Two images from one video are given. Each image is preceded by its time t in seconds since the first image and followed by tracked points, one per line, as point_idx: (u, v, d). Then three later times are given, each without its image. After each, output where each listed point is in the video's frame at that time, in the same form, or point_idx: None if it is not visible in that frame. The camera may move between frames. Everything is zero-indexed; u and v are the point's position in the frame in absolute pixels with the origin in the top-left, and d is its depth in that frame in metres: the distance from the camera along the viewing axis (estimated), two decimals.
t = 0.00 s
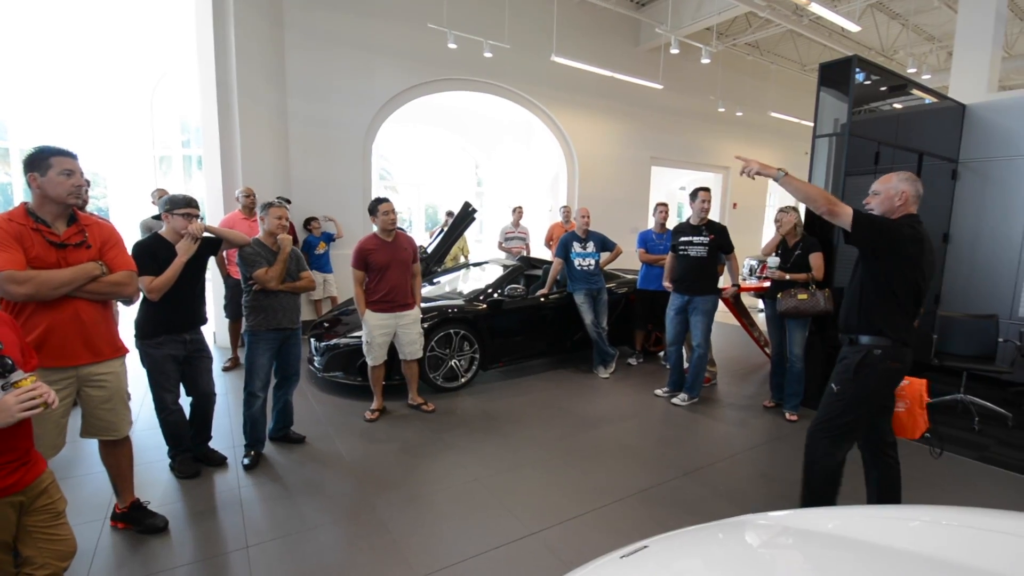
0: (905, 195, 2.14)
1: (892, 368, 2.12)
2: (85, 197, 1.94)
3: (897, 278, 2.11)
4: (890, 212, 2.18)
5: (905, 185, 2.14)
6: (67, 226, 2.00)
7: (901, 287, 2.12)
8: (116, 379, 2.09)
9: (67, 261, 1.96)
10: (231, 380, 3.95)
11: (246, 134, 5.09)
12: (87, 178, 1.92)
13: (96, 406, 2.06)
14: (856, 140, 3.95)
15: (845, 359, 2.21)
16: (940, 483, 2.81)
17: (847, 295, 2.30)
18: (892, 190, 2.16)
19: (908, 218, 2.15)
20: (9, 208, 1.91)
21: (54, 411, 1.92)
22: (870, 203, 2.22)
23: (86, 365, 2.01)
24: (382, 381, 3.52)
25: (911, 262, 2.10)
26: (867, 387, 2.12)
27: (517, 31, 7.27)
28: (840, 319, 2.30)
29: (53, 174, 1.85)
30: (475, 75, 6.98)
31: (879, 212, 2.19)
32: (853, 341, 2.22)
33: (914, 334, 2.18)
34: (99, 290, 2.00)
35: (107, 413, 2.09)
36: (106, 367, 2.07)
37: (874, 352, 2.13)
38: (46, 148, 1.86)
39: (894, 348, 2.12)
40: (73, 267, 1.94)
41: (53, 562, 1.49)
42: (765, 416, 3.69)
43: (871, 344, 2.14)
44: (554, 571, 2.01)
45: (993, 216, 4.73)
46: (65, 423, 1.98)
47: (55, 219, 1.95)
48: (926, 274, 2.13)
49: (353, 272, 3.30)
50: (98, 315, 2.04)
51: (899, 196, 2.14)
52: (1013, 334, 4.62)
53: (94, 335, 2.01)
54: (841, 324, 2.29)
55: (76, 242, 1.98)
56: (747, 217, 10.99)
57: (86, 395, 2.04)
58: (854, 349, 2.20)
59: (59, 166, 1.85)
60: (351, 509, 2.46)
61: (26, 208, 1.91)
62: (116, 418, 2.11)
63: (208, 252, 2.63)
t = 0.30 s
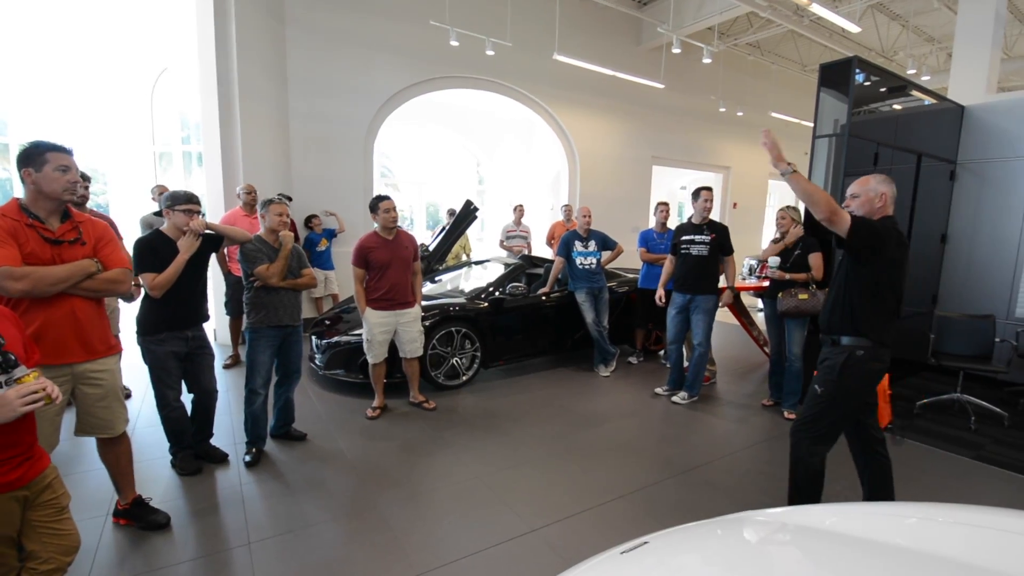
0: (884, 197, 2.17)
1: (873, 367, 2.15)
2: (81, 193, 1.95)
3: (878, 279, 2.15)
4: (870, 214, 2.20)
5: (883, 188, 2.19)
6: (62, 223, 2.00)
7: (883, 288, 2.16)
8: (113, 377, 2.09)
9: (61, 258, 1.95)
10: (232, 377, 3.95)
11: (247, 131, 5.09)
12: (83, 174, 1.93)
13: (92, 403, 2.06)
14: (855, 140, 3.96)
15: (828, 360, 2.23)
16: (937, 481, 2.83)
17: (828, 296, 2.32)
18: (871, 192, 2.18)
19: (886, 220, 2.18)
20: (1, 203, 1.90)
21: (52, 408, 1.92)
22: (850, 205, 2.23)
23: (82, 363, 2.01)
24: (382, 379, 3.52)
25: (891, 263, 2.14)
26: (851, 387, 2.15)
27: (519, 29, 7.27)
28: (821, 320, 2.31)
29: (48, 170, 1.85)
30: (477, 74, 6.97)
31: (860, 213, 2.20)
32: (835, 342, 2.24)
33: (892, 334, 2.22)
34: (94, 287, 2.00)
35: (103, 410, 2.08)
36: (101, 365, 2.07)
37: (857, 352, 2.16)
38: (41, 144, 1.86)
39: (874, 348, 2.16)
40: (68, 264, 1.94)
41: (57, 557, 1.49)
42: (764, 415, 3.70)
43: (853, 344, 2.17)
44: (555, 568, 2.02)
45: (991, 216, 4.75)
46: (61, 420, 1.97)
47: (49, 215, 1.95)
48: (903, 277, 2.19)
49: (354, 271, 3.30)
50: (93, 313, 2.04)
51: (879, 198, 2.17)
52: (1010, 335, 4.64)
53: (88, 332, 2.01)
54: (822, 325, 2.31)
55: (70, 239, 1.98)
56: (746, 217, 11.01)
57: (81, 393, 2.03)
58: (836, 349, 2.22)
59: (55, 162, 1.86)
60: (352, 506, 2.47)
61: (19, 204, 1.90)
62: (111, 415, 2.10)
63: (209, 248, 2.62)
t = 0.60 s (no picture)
0: (887, 191, 2.16)
1: (875, 365, 2.15)
2: (103, 195, 1.99)
3: (874, 277, 2.14)
4: (870, 207, 2.17)
5: (886, 183, 2.17)
6: (84, 223, 2.04)
7: (882, 285, 2.15)
8: (134, 374, 2.13)
9: (84, 258, 1.99)
10: (250, 375, 4.01)
11: (264, 133, 5.16)
12: (106, 176, 1.97)
13: (113, 400, 2.10)
14: (873, 139, 3.90)
15: (829, 361, 2.23)
16: (958, 486, 2.78)
17: (825, 294, 2.31)
18: (875, 186, 2.17)
19: (887, 215, 2.16)
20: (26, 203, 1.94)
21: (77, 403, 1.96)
22: (851, 201, 2.22)
23: (104, 360, 2.05)
24: (396, 378, 3.55)
25: (891, 261, 2.13)
26: (855, 387, 2.15)
27: (532, 29, 7.27)
28: (818, 319, 2.31)
29: (72, 171, 1.89)
30: (489, 74, 6.98)
31: (861, 207, 2.18)
32: (833, 341, 2.23)
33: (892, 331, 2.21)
34: (115, 287, 2.04)
35: (124, 407, 2.12)
36: (123, 362, 2.11)
37: (856, 351, 2.15)
38: (65, 146, 1.91)
39: (874, 346, 2.15)
40: (91, 264, 1.98)
41: (83, 548, 1.53)
42: (779, 417, 3.67)
43: (852, 343, 2.16)
44: (568, 568, 2.02)
45: (1013, 217, 4.65)
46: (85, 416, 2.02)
47: (73, 215, 1.99)
48: (903, 273, 2.18)
49: (369, 271, 3.34)
50: (114, 311, 2.08)
51: (881, 192, 2.16)
52: None
53: (110, 331, 2.05)
54: (820, 324, 2.30)
55: (93, 239, 2.03)
56: (761, 217, 10.90)
57: (104, 390, 2.08)
58: (836, 349, 2.22)
59: (78, 164, 1.91)
60: (366, 504, 2.50)
61: (44, 205, 1.95)
62: (132, 412, 2.14)
63: (229, 249, 2.67)
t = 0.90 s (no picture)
0: (907, 187, 2.14)
1: (902, 366, 2.10)
2: (147, 199, 2.07)
3: (896, 275, 2.10)
4: (893, 204, 2.15)
5: (908, 179, 2.15)
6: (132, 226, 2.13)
7: (905, 281, 2.10)
8: (178, 371, 2.20)
9: (132, 260, 2.07)
10: (280, 374, 4.10)
11: (293, 137, 5.27)
12: (150, 181, 2.05)
13: (159, 395, 2.17)
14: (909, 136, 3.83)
15: (855, 363, 2.19)
16: (1006, 496, 2.65)
17: (847, 295, 2.28)
18: (895, 182, 2.15)
19: (908, 210, 2.14)
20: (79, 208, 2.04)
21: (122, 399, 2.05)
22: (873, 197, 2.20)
23: (150, 358, 2.12)
24: (422, 378, 3.58)
25: (911, 255, 2.08)
26: (882, 390, 2.11)
27: (555, 30, 7.25)
28: (842, 320, 2.27)
29: (119, 176, 1.97)
30: (512, 76, 6.99)
31: (882, 203, 2.16)
32: (857, 343, 2.20)
33: (920, 330, 2.16)
34: (161, 287, 2.11)
35: (168, 403, 2.20)
36: (168, 360, 2.18)
37: (881, 352, 2.11)
38: (111, 153, 1.99)
39: (900, 347, 2.10)
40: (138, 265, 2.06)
41: (124, 541, 1.57)
42: (812, 422, 3.57)
43: (877, 344, 2.13)
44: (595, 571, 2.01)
45: None
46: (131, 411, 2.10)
47: (121, 219, 2.08)
48: (925, 267, 2.11)
49: (397, 273, 3.39)
50: (161, 311, 2.16)
51: (902, 188, 2.13)
52: None
53: (156, 329, 2.12)
54: (843, 326, 2.27)
55: (140, 242, 2.10)
56: (790, 216, 10.64)
57: (149, 385, 2.15)
58: (860, 350, 2.18)
59: (124, 169, 1.98)
60: (394, 502, 2.52)
61: (95, 210, 2.04)
62: (176, 408, 2.21)
63: (260, 251, 2.72)
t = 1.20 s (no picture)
0: (947, 185, 2.06)
1: (933, 368, 2.08)
2: (196, 206, 2.16)
3: (930, 276, 2.07)
4: (929, 203, 2.09)
5: (948, 177, 2.07)
6: (183, 232, 2.23)
7: (940, 283, 2.07)
8: (224, 369, 2.29)
9: (183, 264, 2.16)
10: (316, 373, 4.21)
11: (329, 143, 5.42)
12: (198, 188, 2.13)
13: (207, 392, 2.27)
14: (961, 130, 3.58)
15: (884, 365, 2.19)
16: None
17: (879, 294, 2.27)
18: (934, 180, 2.07)
19: (947, 210, 2.06)
20: (135, 216, 2.16)
21: (171, 397, 2.14)
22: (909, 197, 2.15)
23: (199, 357, 2.21)
24: (453, 379, 3.62)
25: (947, 256, 2.03)
26: (912, 391, 2.08)
27: (585, 30, 7.22)
28: (872, 321, 2.27)
29: (171, 184, 2.06)
30: (542, 78, 6.98)
31: (917, 203, 2.10)
32: (886, 343, 2.20)
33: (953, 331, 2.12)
34: (209, 289, 2.20)
35: (216, 400, 2.29)
36: (216, 358, 2.27)
37: (909, 353, 2.10)
38: (164, 162, 2.09)
39: (929, 348, 2.08)
40: (188, 269, 2.15)
41: (166, 535, 1.64)
42: (854, 430, 3.43)
43: (906, 345, 2.11)
44: None
45: None
46: (181, 408, 2.20)
47: (173, 225, 2.18)
48: (961, 269, 2.06)
49: (428, 275, 3.42)
50: (210, 312, 2.25)
51: (941, 187, 2.06)
52: None
53: (206, 330, 2.21)
54: (873, 326, 2.27)
55: (190, 246, 2.20)
56: (830, 215, 10.27)
57: (199, 382, 2.25)
58: (889, 351, 2.18)
59: (175, 177, 2.07)
60: (425, 502, 2.55)
61: (149, 216, 2.15)
62: (223, 405, 2.30)
63: (298, 254, 2.80)
